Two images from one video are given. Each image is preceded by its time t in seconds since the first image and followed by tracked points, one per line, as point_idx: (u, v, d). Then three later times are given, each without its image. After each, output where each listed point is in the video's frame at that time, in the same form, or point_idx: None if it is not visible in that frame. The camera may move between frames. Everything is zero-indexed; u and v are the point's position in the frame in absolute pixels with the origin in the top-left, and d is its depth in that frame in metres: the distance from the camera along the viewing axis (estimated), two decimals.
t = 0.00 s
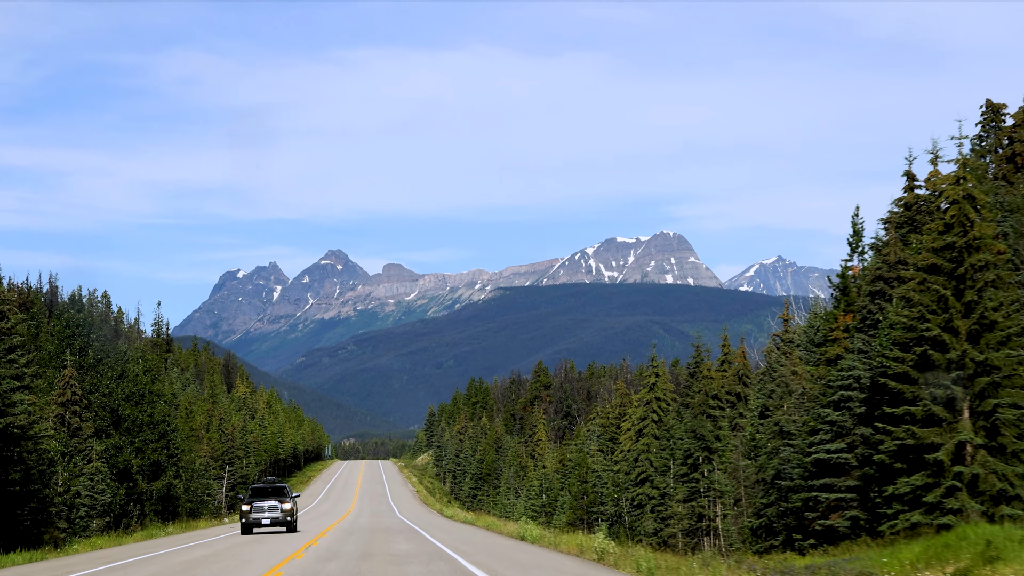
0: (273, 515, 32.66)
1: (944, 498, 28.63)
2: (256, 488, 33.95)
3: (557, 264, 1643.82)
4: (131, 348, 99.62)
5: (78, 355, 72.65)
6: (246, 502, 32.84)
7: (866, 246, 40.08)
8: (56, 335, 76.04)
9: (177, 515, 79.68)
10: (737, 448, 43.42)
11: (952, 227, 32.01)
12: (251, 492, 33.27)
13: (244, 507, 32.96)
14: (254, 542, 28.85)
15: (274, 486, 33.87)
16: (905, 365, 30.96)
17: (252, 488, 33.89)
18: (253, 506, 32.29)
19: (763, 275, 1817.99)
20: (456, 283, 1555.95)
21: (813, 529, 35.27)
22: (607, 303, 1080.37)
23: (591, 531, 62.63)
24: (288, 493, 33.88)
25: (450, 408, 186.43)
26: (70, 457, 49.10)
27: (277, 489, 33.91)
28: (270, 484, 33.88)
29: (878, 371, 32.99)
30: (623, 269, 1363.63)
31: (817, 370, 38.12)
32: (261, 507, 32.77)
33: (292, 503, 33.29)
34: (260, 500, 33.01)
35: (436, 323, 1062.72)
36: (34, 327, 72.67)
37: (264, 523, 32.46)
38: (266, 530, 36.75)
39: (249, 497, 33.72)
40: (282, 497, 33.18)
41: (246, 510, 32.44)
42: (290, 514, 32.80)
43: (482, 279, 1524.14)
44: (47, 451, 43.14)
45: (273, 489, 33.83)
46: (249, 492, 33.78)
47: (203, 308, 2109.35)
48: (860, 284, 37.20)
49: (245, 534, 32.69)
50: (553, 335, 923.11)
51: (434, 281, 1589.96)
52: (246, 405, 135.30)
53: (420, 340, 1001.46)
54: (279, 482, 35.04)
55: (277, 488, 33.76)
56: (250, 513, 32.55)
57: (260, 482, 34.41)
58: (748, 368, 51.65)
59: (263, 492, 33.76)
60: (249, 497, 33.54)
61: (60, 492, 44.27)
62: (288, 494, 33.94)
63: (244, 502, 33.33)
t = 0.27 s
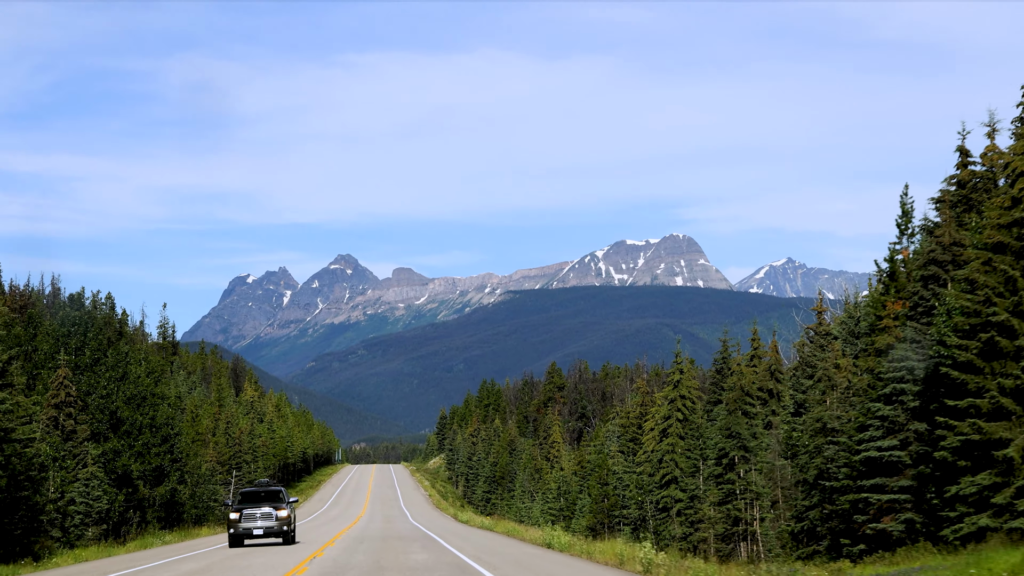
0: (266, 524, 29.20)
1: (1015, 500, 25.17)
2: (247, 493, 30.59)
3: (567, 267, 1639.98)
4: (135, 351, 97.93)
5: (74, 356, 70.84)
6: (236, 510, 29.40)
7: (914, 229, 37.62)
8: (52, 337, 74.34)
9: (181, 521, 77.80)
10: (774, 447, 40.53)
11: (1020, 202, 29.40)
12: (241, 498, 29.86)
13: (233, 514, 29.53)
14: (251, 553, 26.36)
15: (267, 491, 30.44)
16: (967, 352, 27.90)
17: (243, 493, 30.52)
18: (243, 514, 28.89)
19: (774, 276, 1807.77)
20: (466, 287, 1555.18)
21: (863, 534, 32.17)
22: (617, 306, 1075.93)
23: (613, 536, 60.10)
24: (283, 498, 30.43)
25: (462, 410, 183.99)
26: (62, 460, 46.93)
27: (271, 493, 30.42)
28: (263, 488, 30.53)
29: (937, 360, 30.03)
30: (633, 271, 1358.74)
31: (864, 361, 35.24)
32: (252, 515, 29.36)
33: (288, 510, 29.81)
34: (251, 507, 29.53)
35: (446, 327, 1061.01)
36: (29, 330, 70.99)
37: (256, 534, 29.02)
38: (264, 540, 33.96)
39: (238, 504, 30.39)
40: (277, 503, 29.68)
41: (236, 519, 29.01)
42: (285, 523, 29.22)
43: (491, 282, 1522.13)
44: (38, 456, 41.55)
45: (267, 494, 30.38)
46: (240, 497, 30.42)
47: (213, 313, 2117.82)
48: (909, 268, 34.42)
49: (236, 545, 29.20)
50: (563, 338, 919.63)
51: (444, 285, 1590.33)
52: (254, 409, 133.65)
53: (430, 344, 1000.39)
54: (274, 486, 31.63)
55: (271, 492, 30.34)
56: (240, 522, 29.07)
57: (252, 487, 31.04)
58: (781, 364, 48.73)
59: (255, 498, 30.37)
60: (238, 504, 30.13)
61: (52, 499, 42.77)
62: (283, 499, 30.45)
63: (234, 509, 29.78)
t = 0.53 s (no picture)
0: (242, 536, 25.34)
1: None
2: (221, 499, 26.86)
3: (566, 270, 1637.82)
4: (126, 354, 95.22)
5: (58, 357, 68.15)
6: (206, 520, 25.53)
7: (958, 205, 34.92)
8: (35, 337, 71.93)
9: (175, 529, 75.01)
10: (804, 446, 37.64)
11: None
12: (213, 505, 26.14)
13: (203, 525, 25.53)
14: (238, 568, 23.36)
15: (244, 496, 26.91)
16: None
17: (216, 499, 26.74)
18: (214, 523, 24.96)
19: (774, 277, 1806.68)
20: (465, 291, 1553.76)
21: (910, 539, 29.19)
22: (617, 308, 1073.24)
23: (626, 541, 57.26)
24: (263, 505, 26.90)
25: (463, 413, 180.97)
26: (40, 467, 43.91)
27: (249, 500, 26.93)
28: (239, 494, 26.92)
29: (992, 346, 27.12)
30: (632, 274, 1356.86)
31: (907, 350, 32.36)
32: (225, 526, 25.42)
33: (267, 519, 26.08)
34: (224, 516, 25.64)
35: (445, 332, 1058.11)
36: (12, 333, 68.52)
37: (230, 547, 25.09)
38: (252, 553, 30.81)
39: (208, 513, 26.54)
40: (255, 512, 25.91)
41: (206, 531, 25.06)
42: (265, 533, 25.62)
43: (491, 286, 1518.21)
44: (13, 461, 38.53)
45: (244, 500, 26.86)
46: (212, 504, 26.58)
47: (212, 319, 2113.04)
48: (956, 248, 31.61)
49: (206, 561, 25.37)
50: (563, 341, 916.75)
51: (443, 289, 1588.29)
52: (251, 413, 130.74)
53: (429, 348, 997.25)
54: (252, 493, 27.96)
55: (249, 498, 26.82)
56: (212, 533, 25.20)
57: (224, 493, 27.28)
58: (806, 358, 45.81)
59: (230, 505, 26.62)
60: (209, 512, 26.26)
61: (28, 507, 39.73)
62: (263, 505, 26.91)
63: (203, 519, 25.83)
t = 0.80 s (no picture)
0: (212, 552, 17.97)
1: None
2: (181, 504, 19.44)
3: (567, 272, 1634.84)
4: (121, 356, 92.62)
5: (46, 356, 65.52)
6: (160, 532, 18.02)
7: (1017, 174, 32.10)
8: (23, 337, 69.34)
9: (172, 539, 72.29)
10: (843, 440, 34.77)
11: None
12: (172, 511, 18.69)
13: (157, 538, 18.07)
14: None
15: (213, 499, 19.49)
16: None
17: (174, 504, 19.28)
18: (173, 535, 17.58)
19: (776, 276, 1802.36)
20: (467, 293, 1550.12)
21: (969, 540, 26.20)
22: (619, 309, 1070.27)
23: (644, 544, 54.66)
24: (239, 512, 19.43)
25: (467, 415, 177.99)
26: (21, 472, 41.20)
27: (220, 504, 19.47)
28: (208, 495, 19.51)
29: None
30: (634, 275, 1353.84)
31: (964, 333, 29.52)
32: (189, 538, 18.04)
33: (245, 529, 18.64)
34: (185, 528, 18.11)
35: (447, 335, 1055.44)
36: None
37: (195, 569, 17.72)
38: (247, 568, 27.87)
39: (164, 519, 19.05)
40: (228, 519, 18.38)
41: (163, 546, 17.72)
42: (242, 551, 18.15)
43: (493, 288, 1514.64)
44: None
45: (213, 505, 19.37)
46: (169, 511, 19.08)
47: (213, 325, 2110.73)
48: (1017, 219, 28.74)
49: None
50: (565, 342, 913.45)
51: (445, 292, 1585.30)
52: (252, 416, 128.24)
53: (431, 352, 994.67)
54: (224, 493, 20.49)
55: (221, 502, 19.34)
56: (170, 550, 17.76)
57: (187, 495, 19.79)
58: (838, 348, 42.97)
59: (194, 511, 19.18)
60: (165, 519, 18.83)
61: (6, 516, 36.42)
62: (238, 512, 19.47)
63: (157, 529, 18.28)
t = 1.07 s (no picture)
0: (146, 556, 12.97)
1: None
2: (106, 490, 14.64)
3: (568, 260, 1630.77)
4: (113, 338, 89.93)
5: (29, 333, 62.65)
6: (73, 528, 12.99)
7: None
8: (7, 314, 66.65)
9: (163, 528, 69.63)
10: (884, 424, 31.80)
11: None
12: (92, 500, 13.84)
13: (68, 538, 13.00)
14: None
15: (149, 485, 14.83)
16: None
17: (96, 491, 14.47)
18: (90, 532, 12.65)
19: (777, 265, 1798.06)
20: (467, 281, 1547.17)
21: None
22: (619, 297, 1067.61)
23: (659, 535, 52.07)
24: (185, 500, 14.70)
25: (469, 402, 175.50)
26: None
27: (159, 491, 14.82)
28: (143, 480, 14.82)
29: None
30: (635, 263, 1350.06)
31: None
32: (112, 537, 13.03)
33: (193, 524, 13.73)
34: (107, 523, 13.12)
35: (447, 322, 1053.48)
36: None
37: None
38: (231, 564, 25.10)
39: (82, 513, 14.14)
40: (169, 511, 13.54)
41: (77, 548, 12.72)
42: (186, 553, 13.37)
43: (493, 276, 1511.08)
44: None
45: (149, 493, 14.73)
46: (90, 500, 14.31)
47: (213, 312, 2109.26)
48: None
49: None
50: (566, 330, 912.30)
51: (445, 280, 1581.93)
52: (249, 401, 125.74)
53: (431, 339, 993.29)
54: (164, 478, 15.68)
55: (161, 489, 14.67)
56: (87, 553, 12.76)
57: (114, 480, 15.02)
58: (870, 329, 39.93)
59: (124, 500, 14.48)
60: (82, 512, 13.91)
61: None
62: (183, 501, 14.76)
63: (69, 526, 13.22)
